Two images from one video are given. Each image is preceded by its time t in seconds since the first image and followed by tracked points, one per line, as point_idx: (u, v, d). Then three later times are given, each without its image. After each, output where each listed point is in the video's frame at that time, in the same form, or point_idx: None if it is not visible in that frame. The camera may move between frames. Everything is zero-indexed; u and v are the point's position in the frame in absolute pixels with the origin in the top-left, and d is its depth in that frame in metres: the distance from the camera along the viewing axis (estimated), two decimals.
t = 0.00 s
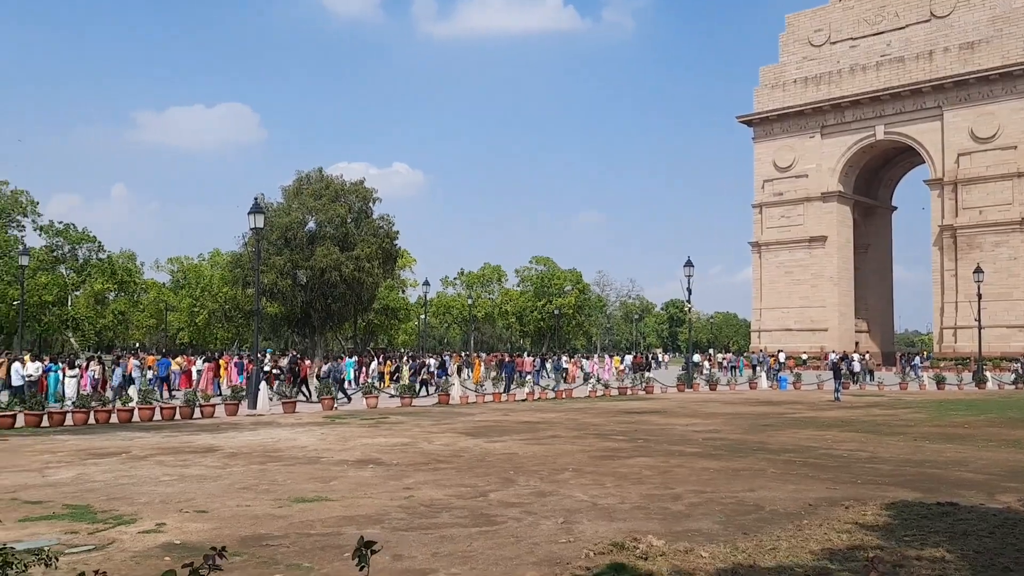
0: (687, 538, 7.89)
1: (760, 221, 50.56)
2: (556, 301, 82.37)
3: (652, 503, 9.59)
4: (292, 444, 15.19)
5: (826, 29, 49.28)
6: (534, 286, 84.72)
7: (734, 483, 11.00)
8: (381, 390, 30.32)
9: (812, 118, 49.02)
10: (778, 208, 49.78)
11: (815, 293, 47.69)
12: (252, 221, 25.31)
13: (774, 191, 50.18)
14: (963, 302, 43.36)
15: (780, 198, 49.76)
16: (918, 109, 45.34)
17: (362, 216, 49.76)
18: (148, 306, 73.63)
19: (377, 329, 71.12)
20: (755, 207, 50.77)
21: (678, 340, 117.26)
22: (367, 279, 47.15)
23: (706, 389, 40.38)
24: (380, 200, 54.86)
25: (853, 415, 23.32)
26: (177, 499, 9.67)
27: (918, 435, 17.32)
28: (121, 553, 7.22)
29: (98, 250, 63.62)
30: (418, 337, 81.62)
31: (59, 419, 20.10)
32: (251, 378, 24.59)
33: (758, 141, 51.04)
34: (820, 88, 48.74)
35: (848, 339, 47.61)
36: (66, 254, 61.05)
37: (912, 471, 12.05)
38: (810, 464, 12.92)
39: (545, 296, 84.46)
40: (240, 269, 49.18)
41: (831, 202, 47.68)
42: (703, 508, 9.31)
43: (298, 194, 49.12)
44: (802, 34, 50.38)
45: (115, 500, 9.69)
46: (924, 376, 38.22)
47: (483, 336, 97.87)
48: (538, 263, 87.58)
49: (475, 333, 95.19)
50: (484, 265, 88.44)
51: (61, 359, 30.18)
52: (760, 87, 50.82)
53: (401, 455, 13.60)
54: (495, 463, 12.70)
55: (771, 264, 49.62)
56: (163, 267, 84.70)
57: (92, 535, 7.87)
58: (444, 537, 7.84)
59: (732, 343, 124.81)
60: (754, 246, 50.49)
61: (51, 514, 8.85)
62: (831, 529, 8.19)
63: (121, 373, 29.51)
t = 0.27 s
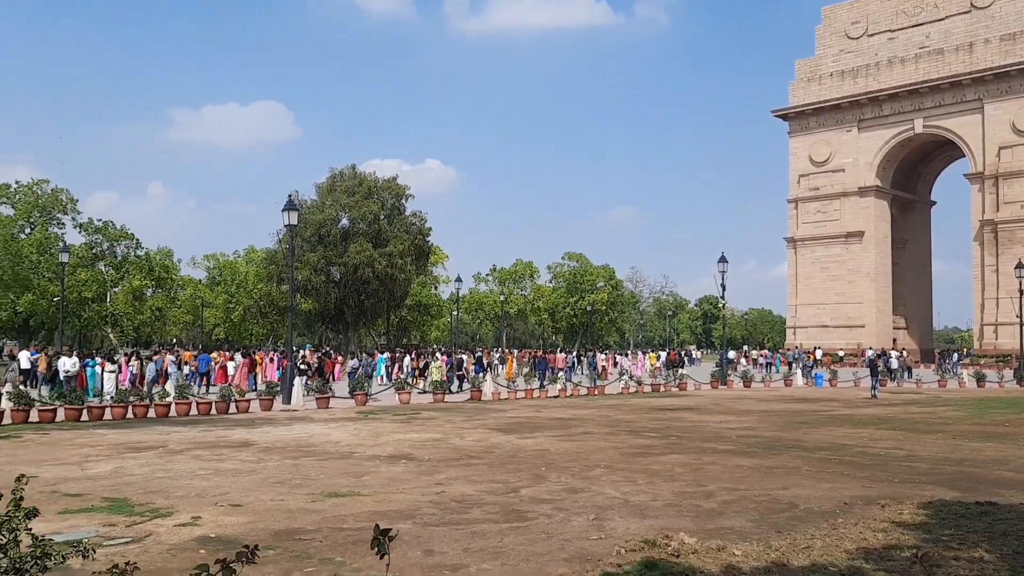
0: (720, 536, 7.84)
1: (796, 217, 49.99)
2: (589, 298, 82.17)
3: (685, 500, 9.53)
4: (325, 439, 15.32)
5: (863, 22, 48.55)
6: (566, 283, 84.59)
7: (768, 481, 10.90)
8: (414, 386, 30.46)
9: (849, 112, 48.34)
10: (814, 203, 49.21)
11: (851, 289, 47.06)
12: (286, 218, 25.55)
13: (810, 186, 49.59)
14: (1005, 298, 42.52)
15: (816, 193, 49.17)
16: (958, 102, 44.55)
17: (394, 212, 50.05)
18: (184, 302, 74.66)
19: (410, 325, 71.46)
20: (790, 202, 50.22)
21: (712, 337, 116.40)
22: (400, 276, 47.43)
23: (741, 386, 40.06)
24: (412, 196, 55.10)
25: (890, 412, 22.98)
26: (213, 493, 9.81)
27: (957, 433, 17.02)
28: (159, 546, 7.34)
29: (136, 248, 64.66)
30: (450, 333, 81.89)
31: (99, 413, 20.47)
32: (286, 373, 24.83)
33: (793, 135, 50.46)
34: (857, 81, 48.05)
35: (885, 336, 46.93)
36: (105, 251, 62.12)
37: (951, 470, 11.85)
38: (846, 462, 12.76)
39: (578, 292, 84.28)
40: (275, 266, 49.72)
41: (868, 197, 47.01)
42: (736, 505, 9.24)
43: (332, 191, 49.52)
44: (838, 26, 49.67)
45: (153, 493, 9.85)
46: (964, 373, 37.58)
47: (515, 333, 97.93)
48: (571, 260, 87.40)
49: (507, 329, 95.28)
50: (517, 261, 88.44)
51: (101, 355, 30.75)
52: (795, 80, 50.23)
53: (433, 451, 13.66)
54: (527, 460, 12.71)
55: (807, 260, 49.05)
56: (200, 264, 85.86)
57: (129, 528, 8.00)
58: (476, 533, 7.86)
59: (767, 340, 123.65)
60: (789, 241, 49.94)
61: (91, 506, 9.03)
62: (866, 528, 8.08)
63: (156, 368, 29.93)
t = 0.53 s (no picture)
0: (735, 532, 7.81)
1: (813, 211, 49.68)
2: (605, 293, 82.05)
3: (700, 496, 9.51)
4: (341, 434, 15.39)
5: (882, 15, 48.14)
6: (582, 278, 84.49)
7: (783, 477, 10.85)
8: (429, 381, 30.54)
9: (867, 106, 47.97)
10: (831, 197, 48.89)
11: (869, 284, 46.75)
12: (303, 214, 25.65)
13: (828, 181, 49.26)
14: None
15: (834, 187, 48.85)
16: (977, 95, 44.12)
17: (410, 207, 50.12)
18: (202, 297, 74.99)
19: (425, 320, 71.59)
20: (807, 196, 49.91)
21: (728, 332, 115.98)
22: (415, 271, 47.53)
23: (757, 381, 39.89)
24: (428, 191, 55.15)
25: (908, 408, 22.82)
26: (230, 487, 9.87)
27: (975, 429, 16.88)
28: (177, 538, 7.41)
29: (154, 244, 65.11)
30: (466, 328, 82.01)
31: (117, 408, 20.65)
32: (302, 368, 24.94)
33: (811, 129, 50.13)
34: (875, 75, 47.67)
35: (903, 331, 46.60)
36: (124, 247, 62.51)
37: (969, 466, 11.75)
38: (862, 458, 12.69)
39: (593, 287, 84.18)
40: (291, 261, 49.96)
41: (886, 191, 46.66)
42: (751, 501, 9.21)
43: (348, 186, 49.64)
44: (856, 19, 49.27)
45: (171, 487, 9.94)
46: (982, 369, 37.27)
47: (531, 328, 97.94)
48: (586, 255, 87.27)
49: (523, 324, 95.31)
50: (532, 256, 88.39)
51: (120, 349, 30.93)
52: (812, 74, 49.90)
53: (448, 446, 13.69)
54: (542, 454, 12.71)
55: (824, 255, 48.74)
56: (217, 260, 86.39)
57: (147, 521, 8.07)
58: (490, 527, 7.88)
59: (784, 335, 123.05)
60: (807, 236, 49.65)
61: (109, 500, 9.11)
62: (883, 524, 8.04)
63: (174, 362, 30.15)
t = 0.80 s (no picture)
0: (747, 527, 7.81)
1: (827, 206, 49.38)
2: (618, 288, 81.93)
3: (712, 491, 9.50)
4: (354, 428, 15.45)
5: (898, 7, 47.77)
6: (595, 273, 84.39)
7: (796, 472, 10.82)
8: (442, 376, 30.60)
9: (882, 100, 47.65)
10: (846, 191, 48.60)
11: (884, 279, 46.47)
12: (316, 210, 25.72)
13: (843, 175, 48.97)
14: None
15: (849, 181, 48.56)
16: (994, 89, 43.73)
17: (423, 203, 50.17)
18: (217, 293, 75.38)
19: (438, 315, 71.66)
20: (822, 190, 49.63)
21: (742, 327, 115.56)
22: (429, 266, 47.60)
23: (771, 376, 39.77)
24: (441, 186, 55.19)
25: (923, 403, 22.69)
26: (243, 480, 9.94)
27: (991, 425, 16.77)
28: (191, 531, 7.47)
29: (170, 239, 65.49)
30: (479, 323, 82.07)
31: (133, 402, 20.83)
32: (316, 363, 25.02)
33: (825, 123, 49.84)
34: (891, 68, 47.33)
35: (919, 326, 46.32)
36: (140, 243, 62.90)
37: (983, 462, 11.69)
38: (876, 453, 12.64)
39: (606, 282, 84.07)
40: (305, 256, 50.15)
41: (901, 185, 46.35)
42: (764, 496, 9.20)
43: (362, 182, 49.74)
44: (872, 12, 48.91)
45: (185, 480, 10.02)
46: (999, 364, 36.99)
47: (544, 322, 97.91)
48: (599, 250, 87.14)
49: (536, 319, 95.28)
50: (545, 251, 88.30)
51: (137, 343, 31.03)
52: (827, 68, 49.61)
53: (460, 440, 13.73)
54: (554, 449, 12.73)
55: (839, 249, 48.45)
56: (231, 255, 86.80)
57: (163, 514, 8.15)
58: (502, 521, 7.91)
59: (799, 330, 122.51)
60: (821, 231, 49.37)
61: (125, 493, 9.20)
62: (896, 519, 8.02)
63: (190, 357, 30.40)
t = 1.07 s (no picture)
0: (766, 523, 7.78)
1: (847, 200, 48.98)
2: (635, 283, 81.71)
3: (731, 486, 9.47)
4: (371, 423, 15.51)
5: None
6: (612, 268, 84.18)
7: (816, 468, 10.76)
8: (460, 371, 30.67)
9: (903, 93, 47.20)
10: (866, 185, 48.20)
11: (905, 273, 46.06)
12: (334, 205, 25.80)
13: (863, 168, 48.57)
14: None
15: (869, 175, 48.16)
16: (1017, 81, 43.19)
17: (441, 198, 50.26)
18: (237, 288, 75.91)
19: (455, 310, 71.73)
20: (842, 184, 49.25)
21: (761, 322, 114.97)
22: (446, 261, 47.68)
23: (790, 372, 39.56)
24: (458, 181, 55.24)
25: (945, 399, 22.48)
26: (259, 474, 10.00)
27: (1014, 421, 16.58)
28: (206, 524, 7.54)
29: (190, 235, 66.02)
30: (496, 318, 82.10)
31: (153, 396, 21.00)
32: (333, 357, 25.12)
33: (845, 117, 49.46)
34: (913, 61, 46.84)
35: (940, 321, 45.90)
36: (160, 238, 63.43)
37: (1006, 458, 11.57)
38: (897, 449, 12.54)
39: (624, 277, 83.83)
40: (323, 252, 50.39)
41: (922, 178, 45.91)
42: (783, 492, 9.16)
43: (379, 177, 49.87)
44: (893, 4, 48.43)
45: (202, 474, 10.10)
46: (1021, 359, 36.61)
47: (561, 318, 97.82)
48: (617, 245, 86.92)
49: (553, 314, 95.21)
50: (562, 246, 88.18)
51: (157, 338, 31.17)
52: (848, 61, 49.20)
53: (477, 435, 13.74)
54: (571, 444, 12.73)
55: (859, 244, 48.05)
56: (250, 251, 87.31)
57: (182, 507, 8.22)
58: (518, 516, 7.91)
59: (819, 326, 121.72)
60: (841, 225, 48.99)
61: (142, 486, 9.29)
62: (917, 516, 7.96)
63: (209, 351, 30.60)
